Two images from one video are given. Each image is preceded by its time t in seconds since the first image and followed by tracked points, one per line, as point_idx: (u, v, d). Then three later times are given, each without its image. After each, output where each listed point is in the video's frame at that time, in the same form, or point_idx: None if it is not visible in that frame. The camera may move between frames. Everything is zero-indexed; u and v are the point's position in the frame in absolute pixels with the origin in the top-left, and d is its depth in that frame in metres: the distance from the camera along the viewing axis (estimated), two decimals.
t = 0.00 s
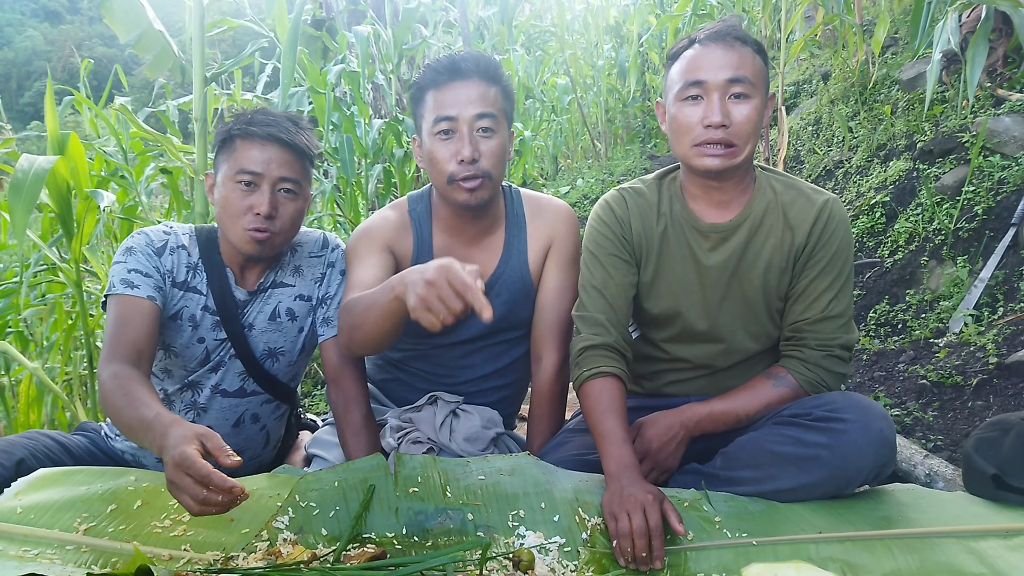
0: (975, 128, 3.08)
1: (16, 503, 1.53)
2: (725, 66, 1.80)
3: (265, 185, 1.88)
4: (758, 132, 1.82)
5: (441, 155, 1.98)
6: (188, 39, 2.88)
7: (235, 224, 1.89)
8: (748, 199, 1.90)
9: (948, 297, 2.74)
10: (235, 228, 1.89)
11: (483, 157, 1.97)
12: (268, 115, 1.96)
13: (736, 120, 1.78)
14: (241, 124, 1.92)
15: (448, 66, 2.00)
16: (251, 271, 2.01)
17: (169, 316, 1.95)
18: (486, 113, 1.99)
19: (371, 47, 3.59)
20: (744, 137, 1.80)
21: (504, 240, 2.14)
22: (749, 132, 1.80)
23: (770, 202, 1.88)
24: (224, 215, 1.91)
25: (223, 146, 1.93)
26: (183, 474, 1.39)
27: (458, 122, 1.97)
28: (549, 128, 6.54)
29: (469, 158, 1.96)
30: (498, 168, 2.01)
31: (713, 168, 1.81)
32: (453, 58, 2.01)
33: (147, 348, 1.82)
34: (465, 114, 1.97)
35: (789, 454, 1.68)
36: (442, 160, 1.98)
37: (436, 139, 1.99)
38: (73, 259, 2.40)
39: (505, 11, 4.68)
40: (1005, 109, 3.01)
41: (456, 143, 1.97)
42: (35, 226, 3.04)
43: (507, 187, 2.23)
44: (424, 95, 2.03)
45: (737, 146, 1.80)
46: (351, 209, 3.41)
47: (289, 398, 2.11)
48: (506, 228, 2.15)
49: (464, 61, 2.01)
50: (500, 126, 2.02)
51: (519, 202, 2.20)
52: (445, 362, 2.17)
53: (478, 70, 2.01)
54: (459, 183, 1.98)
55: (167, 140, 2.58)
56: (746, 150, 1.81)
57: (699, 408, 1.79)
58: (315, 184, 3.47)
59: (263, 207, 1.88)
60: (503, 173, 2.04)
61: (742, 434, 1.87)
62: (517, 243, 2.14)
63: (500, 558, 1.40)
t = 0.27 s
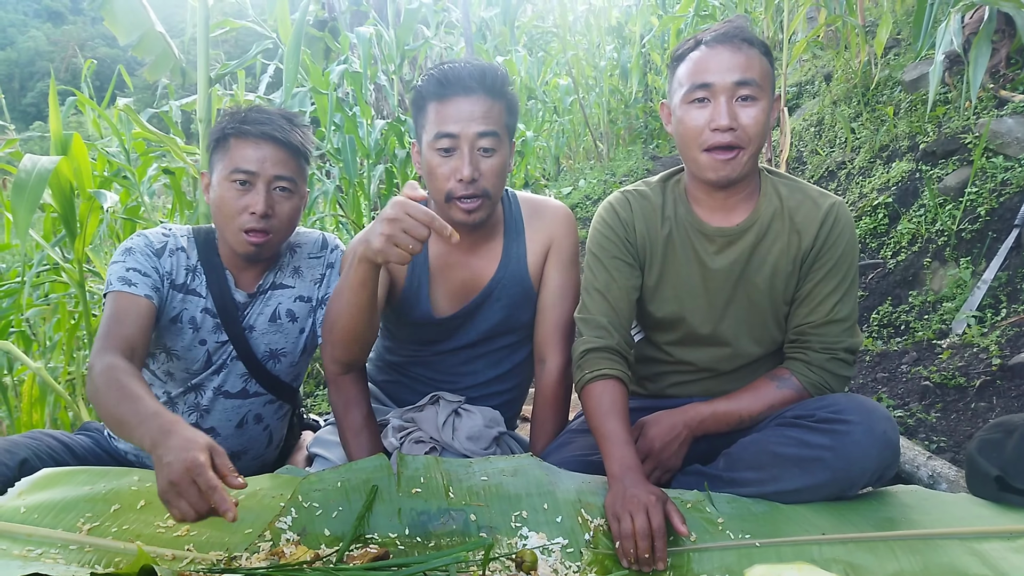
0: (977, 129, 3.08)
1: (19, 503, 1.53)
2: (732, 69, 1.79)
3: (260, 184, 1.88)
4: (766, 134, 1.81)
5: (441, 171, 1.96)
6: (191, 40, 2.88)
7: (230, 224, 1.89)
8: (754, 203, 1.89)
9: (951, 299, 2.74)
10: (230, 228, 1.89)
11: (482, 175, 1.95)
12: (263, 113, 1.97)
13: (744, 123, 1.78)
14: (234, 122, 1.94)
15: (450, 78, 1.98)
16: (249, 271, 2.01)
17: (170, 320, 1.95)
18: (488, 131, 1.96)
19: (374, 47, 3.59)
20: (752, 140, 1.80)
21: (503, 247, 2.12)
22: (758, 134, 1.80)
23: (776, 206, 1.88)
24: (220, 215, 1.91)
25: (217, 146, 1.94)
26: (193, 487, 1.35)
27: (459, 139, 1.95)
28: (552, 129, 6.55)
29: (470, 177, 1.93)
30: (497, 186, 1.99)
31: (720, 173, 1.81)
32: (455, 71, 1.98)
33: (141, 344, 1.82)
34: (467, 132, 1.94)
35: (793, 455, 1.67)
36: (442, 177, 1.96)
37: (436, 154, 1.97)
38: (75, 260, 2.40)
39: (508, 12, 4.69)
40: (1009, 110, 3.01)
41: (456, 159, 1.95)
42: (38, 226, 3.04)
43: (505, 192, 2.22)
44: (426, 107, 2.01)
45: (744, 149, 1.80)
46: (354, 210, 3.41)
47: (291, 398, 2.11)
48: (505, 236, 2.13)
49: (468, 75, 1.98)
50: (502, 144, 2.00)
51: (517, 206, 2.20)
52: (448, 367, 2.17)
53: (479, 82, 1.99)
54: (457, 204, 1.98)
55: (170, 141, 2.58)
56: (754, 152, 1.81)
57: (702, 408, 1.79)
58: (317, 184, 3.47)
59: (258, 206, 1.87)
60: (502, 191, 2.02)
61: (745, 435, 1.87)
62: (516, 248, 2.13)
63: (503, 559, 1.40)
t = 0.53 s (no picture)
0: (982, 127, 3.07)
1: (24, 501, 1.54)
2: (731, 70, 1.79)
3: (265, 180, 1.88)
4: (767, 134, 1.81)
5: (440, 169, 1.95)
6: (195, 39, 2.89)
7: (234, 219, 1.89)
8: (758, 202, 1.89)
9: (955, 297, 2.73)
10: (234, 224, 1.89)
11: (480, 172, 1.94)
12: (270, 108, 1.97)
13: (744, 125, 1.78)
14: (241, 118, 1.93)
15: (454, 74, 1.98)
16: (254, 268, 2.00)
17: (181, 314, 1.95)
18: (488, 124, 1.95)
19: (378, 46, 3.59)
20: (753, 141, 1.79)
21: (504, 249, 2.11)
22: (759, 135, 1.79)
23: (781, 206, 1.88)
24: (224, 210, 1.90)
25: (224, 140, 1.94)
26: (253, 207, 1.47)
27: (458, 132, 1.95)
28: (555, 128, 6.55)
29: (468, 172, 1.93)
30: (496, 184, 1.97)
31: (723, 173, 1.81)
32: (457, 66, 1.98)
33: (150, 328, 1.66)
34: (466, 125, 1.94)
35: (797, 455, 1.67)
36: (440, 174, 1.95)
37: (435, 148, 1.97)
38: (80, 259, 2.40)
39: (511, 10, 4.69)
40: (1014, 108, 3.00)
41: (455, 155, 1.94)
42: (43, 225, 3.05)
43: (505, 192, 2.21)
44: (427, 102, 2.01)
45: (745, 150, 1.79)
46: (357, 209, 3.41)
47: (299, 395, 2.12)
48: (507, 239, 2.12)
49: (469, 70, 1.98)
50: (503, 139, 1.99)
51: (517, 207, 2.18)
52: (450, 372, 2.17)
53: (482, 78, 1.98)
54: (457, 199, 1.95)
55: (174, 140, 2.59)
56: (755, 152, 1.80)
57: (707, 407, 1.79)
58: (320, 183, 3.48)
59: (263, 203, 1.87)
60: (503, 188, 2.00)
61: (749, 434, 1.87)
62: (518, 247, 2.12)
63: (507, 558, 1.41)
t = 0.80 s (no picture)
0: (981, 129, 3.08)
1: (24, 503, 1.54)
2: (728, 74, 1.79)
3: (271, 182, 1.88)
4: (764, 138, 1.81)
5: (437, 170, 1.96)
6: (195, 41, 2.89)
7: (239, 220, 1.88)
8: (757, 205, 1.89)
9: (955, 300, 2.73)
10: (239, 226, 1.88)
11: (478, 173, 1.94)
12: (276, 109, 1.97)
13: (741, 128, 1.78)
14: (248, 118, 1.93)
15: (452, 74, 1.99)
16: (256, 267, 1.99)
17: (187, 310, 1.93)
18: (485, 126, 1.96)
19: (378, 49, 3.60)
20: (750, 145, 1.79)
21: (500, 252, 2.11)
22: (755, 139, 1.79)
23: (779, 208, 1.88)
24: (226, 209, 1.91)
25: (229, 140, 1.94)
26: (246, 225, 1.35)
27: (455, 134, 1.95)
28: (554, 130, 6.55)
29: (465, 172, 1.93)
30: (495, 183, 1.98)
31: (720, 177, 1.82)
32: (454, 67, 1.99)
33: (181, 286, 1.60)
34: (462, 127, 1.95)
35: (796, 457, 1.67)
36: (437, 175, 1.95)
37: (431, 149, 1.97)
38: (80, 261, 2.40)
39: (511, 13, 4.70)
40: (1013, 111, 3.01)
41: (451, 157, 1.95)
42: (43, 227, 3.05)
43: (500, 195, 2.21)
44: (423, 104, 2.01)
45: (742, 153, 1.80)
46: (357, 210, 3.41)
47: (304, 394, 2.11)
48: (503, 240, 2.12)
49: (465, 70, 1.99)
50: (499, 140, 2.00)
51: (514, 209, 2.18)
52: (449, 378, 2.17)
53: (478, 80, 1.99)
54: (454, 201, 1.95)
55: (174, 142, 2.59)
56: (752, 156, 1.81)
57: (706, 409, 1.79)
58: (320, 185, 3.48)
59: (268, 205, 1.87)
60: (500, 188, 2.00)
61: (749, 436, 1.87)
62: (514, 251, 2.11)
63: (506, 560, 1.40)
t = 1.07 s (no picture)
0: (980, 132, 3.09)
1: (23, 505, 1.54)
2: (726, 78, 1.79)
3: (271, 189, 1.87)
4: (761, 141, 1.81)
5: (436, 176, 1.96)
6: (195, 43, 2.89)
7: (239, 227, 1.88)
8: (756, 208, 1.90)
9: (954, 302, 2.74)
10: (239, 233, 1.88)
11: (478, 180, 1.94)
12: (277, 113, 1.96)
13: (739, 132, 1.78)
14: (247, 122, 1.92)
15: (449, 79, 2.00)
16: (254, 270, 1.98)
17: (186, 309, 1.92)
18: (483, 133, 1.96)
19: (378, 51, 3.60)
20: (747, 148, 1.80)
21: (501, 254, 2.12)
22: (753, 143, 1.80)
23: (778, 212, 1.88)
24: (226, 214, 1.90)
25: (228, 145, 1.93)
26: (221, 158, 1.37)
27: (453, 142, 1.95)
28: (554, 132, 6.56)
29: (464, 179, 1.93)
30: (494, 189, 1.98)
31: (719, 180, 1.81)
32: (452, 74, 2.00)
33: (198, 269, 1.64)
34: (460, 134, 1.95)
35: (795, 459, 1.67)
36: (436, 181, 1.95)
37: (429, 156, 1.97)
38: (79, 262, 2.40)
39: (511, 14, 4.71)
40: (1012, 114, 3.01)
41: (450, 163, 1.94)
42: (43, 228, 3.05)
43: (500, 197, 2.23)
44: (420, 110, 2.01)
45: (739, 157, 1.80)
46: (357, 212, 3.42)
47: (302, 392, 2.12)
48: (502, 243, 2.13)
49: (463, 78, 2.00)
50: (497, 146, 2.00)
51: (514, 212, 2.19)
52: (449, 380, 2.16)
53: (474, 85, 2.00)
54: (452, 207, 1.95)
55: (174, 143, 2.59)
56: (750, 159, 1.81)
57: (705, 412, 1.79)
58: (320, 187, 3.48)
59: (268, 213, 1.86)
60: (498, 195, 2.00)
61: (748, 438, 1.87)
62: (514, 254, 2.12)
63: (506, 562, 1.40)
